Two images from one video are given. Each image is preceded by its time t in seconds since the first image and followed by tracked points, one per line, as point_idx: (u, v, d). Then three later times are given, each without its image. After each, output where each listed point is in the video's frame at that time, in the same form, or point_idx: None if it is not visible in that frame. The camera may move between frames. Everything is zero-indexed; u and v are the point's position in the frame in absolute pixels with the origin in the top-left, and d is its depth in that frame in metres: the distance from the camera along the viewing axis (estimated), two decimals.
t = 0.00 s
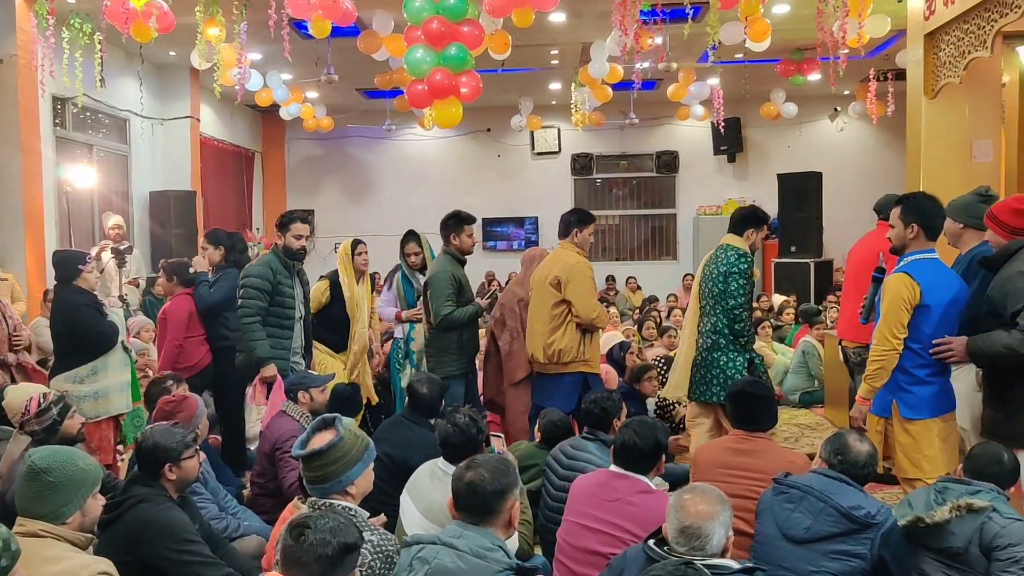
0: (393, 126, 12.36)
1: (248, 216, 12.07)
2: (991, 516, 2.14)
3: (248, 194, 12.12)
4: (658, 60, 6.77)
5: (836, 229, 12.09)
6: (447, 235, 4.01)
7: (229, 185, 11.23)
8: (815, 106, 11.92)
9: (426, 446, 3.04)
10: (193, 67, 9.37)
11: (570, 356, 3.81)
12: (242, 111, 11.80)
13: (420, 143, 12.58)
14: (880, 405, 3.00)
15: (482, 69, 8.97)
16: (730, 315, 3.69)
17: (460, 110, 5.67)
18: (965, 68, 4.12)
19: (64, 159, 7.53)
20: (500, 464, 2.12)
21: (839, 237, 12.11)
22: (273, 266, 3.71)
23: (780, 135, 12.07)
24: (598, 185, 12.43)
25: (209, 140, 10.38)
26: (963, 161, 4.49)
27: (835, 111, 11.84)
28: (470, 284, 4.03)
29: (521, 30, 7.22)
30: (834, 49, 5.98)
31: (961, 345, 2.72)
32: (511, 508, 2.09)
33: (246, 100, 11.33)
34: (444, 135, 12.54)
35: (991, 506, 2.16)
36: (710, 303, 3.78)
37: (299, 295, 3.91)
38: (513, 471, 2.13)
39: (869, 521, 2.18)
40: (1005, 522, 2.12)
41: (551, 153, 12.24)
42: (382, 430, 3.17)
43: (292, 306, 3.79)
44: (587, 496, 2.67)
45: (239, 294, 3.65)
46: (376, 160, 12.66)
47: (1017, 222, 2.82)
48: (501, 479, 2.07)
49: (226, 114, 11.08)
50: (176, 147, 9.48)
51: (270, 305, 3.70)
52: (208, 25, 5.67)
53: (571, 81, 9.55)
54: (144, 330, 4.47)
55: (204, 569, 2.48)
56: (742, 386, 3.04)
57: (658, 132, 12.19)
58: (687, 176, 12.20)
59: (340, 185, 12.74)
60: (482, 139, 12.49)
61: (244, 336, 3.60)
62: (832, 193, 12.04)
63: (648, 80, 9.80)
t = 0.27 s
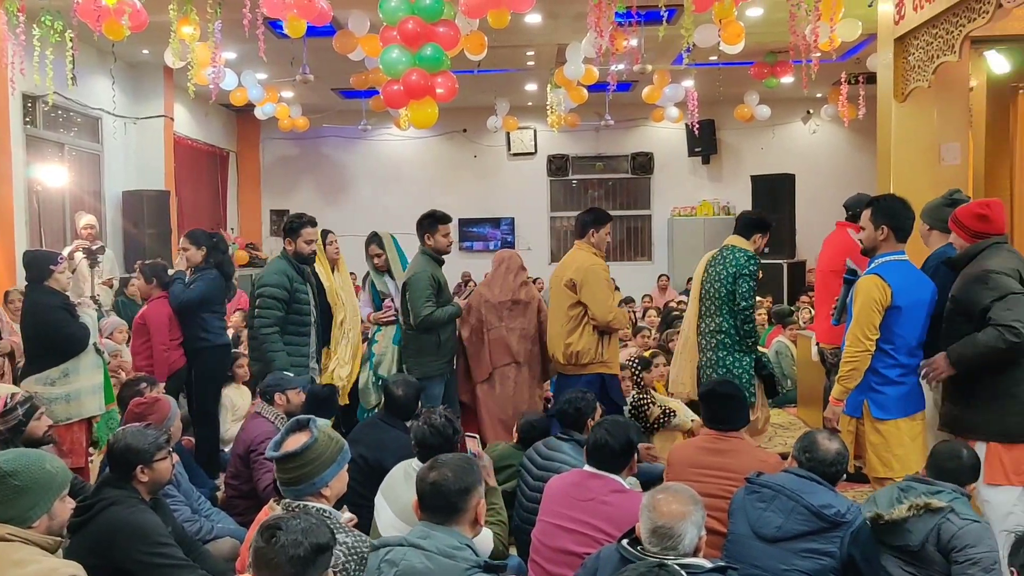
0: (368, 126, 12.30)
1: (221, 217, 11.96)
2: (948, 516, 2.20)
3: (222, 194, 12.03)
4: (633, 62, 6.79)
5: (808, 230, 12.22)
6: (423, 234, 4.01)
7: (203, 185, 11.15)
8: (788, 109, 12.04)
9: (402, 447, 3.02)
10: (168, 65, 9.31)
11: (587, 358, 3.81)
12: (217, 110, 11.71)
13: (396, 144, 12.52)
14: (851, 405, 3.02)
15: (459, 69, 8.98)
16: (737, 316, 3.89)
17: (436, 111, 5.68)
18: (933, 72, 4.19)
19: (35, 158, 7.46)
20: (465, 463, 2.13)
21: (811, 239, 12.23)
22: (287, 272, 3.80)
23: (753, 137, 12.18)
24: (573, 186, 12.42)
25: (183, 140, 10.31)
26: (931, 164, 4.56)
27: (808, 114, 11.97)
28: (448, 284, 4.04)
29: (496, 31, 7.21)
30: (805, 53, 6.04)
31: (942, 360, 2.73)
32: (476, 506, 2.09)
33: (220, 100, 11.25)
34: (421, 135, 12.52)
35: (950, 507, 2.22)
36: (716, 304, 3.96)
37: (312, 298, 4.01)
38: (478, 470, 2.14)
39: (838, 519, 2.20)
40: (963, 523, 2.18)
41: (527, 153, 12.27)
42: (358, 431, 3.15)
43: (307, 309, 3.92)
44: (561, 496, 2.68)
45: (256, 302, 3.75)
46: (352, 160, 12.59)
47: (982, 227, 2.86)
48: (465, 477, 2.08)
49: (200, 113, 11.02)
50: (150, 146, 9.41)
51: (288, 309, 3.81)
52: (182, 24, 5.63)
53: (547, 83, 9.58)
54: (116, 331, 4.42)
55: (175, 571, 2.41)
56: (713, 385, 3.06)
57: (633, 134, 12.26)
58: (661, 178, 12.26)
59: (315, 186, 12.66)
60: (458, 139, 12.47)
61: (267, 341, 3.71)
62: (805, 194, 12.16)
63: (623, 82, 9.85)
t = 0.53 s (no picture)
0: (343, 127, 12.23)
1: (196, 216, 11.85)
2: (932, 518, 2.20)
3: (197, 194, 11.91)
4: (608, 65, 6.80)
5: (781, 232, 12.31)
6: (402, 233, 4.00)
7: (177, 185, 11.04)
8: (762, 111, 12.13)
9: (378, 449, 2.98)
10: (141, 64, 9.23)
11: (588, 356, 3.82)
12: (191, 109, 11.61)
13: (373, 144, 12.46)
14: (823, 405, 3.03)
15: (435, 70, 8.98)
16: (731, 314, 3.98)
17: (411, 111, 5.70)
18: (903, 76, 4.31)
19: (3, 157, 7.37)
20: (431, 463, 2.12)
21: (783, 241, 12.35)
22: (305, 267, 3.70)
23: (727, 138, 12.27)
24: (549, 187, 12.45)
25: (156, 139, 10.22)
26: (901, 166, 4.64)
27: (781, 117, 12.06)
28: (430, 282, 4.00)
29: (472, 32, 7.20)
30: (778, 55, 6.09)
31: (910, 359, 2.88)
32: (443, 505, 2.10)
33: (195, 99, 11.16)
34: (397, 136, 12.46)
35: (931, 509, 2.22)
36: (709, 302, 4.00)
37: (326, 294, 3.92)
38: (444, 470, 2.14)
39: (810, 518, 2.22)
40: (947, 523, 2.18)
41: (503, 154, 12.30)
42: (333, 432, 3.10)
43: (323, 305, 3.85)
44: (536, 496, 2.69)
45: (275, 299, 3.63)
46: (328, 160, 12.51)
47: (947, 228, 2.91)
48: (432, 478, 2.08)
49: (174, 112, 10.92)
50: (123, 145, 9.33)
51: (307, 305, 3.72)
52: (155, 21, 5.58)
53: (522, 85, 9.60)
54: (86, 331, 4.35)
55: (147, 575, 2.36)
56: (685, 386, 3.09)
57: (609, 135, 12.31)
58: (636, 179, 12.32)
59: (289, 186, 12.53)
60: (434, 140, 12.44)
61: (288, 339, 3.61)
62: (779, 196, 12.27)
63: (599, 84, 9.87)
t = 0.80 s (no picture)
0: (319, 126, 12.16)
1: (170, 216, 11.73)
2: (904, 519, 2.22)
3: (171, 193, 11.80)
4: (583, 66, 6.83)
5: (753, 232, 12.41)
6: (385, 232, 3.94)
7: (149, 184, 10.92)
8: (735, 113, 12.22)
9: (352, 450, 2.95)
10: (112, 62, 9.14)
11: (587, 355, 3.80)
12: (164, 108, 11.50)
13: (348, 144, 12.41)
14: (795, 405, 3.07)
15: (410, 70, 8.97)
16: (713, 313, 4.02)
17: (386, 111, 5.70)
18: (872, 79, 4.41)
19: None
20: (401, 464, 2.12)
21: (756, 242, 12.45)
22: (318, 266, 3.67)
23: (701, 140, 12.36)
24: (524, 188, 12.47)
25: (127, 138, 10.12)
26: (870, 169, 4.70)
27: (754, 118, 12.17)
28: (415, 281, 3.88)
29: (447, 33, 7.20)
30: (751, 58, 6.14)
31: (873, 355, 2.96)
32: (415, 505, 2.10)
33: (168, 98, 11.05)
34: (371, 136, 12.40)
35: (904, 510, 2.24)
36: (690, 304, 3.99)
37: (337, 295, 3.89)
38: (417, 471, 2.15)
39: (780, 517, 2.24)
40: (918, 524, 2.21)
41: (478, 155, 12.32)
42: (307, 434, 3.07)
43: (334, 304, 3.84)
44: (510, 495, 2.69)
45: (290, 296, 3.60)
46: (303, 160, 12.41)
47: (909, 229, 3.01)
48: (403, 478, 2.08)
49: (146, 111, 10.82)
50: (94, 143, 9.23)
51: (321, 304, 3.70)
52: (127, 19, 5.53)
53: (497, 85, 9.61)
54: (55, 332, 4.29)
55: None
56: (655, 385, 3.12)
57: (585, 137, 12.35)
58: (611, 180, 12.36)
59: (263, 186, 12.42)
60: (409, 140, 12.40)
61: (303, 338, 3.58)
62: (752, 198, 12.37)
63: (573, 85, 9.92)
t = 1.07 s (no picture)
0: (296, 126, 12.10)
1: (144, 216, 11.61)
2: (875, 520, 2.25)
3: (145, 193, 11.68)
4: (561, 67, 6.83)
5: (728, 234, 12.49)
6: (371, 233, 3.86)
7: (123, 183, 10.81)
8: (711, 115, 12.29)
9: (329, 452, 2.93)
10: (85, 60, 9.05)
11: (595, 352, 3.80)
12: (139, 107, 11.39)
13: (324, 144, 12.34)
14: (771, 405, 3.10)
15: (387, 70, 8.94)
16: (687, 314, 4.04)
17: (362, 111, 5.70)
18: (846, 82, 4.45)
19: None
20: (383, 466, 2.12)
21: (731, 243, 12.53)
22: (326, 261, 3.61)
23: (676, 141, 12.43)
24: (501, 188, 12.48)
25: (101, 136, 10.02)
26: (844, 171, 4.77)
27: (729, 121, 12.25)
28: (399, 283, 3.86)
29: (424, 33, 7.18)
30: (726, 61, 6.18)
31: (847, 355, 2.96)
32: (394, 507, 2.09)
33: (142, 96, 10.95)
34: (347, 136, 12.34)
35: (874, 509, 2.28)
36: (665, 305, 4.06)
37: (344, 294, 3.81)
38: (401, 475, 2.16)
39: (754, 514, 2.25)
40: (891, 524, 2.24)
41: (456, 156, 12.33)
42: (282, 435, 3.04)
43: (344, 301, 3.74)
44: (487, 495, 2.67)
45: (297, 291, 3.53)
46: (279, 160, 12.33)
47: (871, 231, 3.07)
48: (383, 479, 2.08)
49: (121, 110, 10.73)
50: (66, 142, 9.14)
51: (328, 299, 3.62)
52: (101, 17, 5.49)
53: (475, 86, 9.60)
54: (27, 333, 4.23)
55: None
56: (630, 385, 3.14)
57: (561, 138, 12.37)
58: (588, 181, 12.39)
59: (240, 185, 12.33)
60: (387, 140, 12.36)
61: (312, 332, 3.49)
62: (728, 199, 12.45)
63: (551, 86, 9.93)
